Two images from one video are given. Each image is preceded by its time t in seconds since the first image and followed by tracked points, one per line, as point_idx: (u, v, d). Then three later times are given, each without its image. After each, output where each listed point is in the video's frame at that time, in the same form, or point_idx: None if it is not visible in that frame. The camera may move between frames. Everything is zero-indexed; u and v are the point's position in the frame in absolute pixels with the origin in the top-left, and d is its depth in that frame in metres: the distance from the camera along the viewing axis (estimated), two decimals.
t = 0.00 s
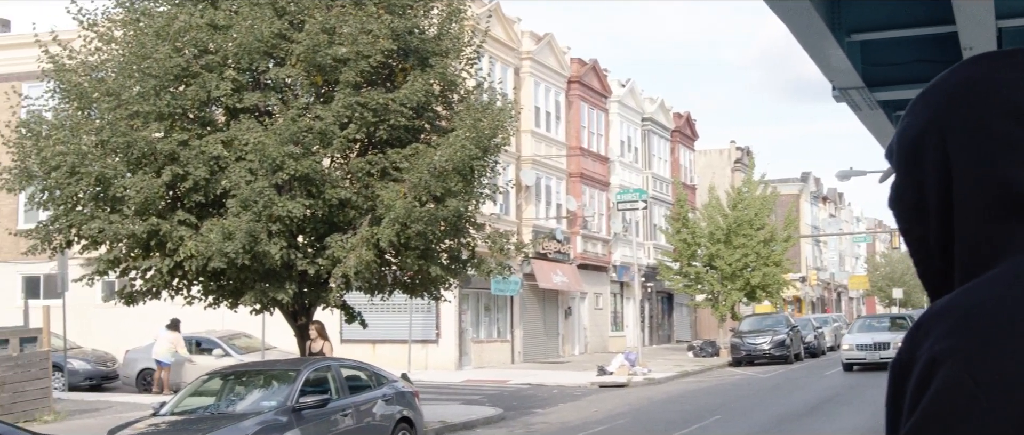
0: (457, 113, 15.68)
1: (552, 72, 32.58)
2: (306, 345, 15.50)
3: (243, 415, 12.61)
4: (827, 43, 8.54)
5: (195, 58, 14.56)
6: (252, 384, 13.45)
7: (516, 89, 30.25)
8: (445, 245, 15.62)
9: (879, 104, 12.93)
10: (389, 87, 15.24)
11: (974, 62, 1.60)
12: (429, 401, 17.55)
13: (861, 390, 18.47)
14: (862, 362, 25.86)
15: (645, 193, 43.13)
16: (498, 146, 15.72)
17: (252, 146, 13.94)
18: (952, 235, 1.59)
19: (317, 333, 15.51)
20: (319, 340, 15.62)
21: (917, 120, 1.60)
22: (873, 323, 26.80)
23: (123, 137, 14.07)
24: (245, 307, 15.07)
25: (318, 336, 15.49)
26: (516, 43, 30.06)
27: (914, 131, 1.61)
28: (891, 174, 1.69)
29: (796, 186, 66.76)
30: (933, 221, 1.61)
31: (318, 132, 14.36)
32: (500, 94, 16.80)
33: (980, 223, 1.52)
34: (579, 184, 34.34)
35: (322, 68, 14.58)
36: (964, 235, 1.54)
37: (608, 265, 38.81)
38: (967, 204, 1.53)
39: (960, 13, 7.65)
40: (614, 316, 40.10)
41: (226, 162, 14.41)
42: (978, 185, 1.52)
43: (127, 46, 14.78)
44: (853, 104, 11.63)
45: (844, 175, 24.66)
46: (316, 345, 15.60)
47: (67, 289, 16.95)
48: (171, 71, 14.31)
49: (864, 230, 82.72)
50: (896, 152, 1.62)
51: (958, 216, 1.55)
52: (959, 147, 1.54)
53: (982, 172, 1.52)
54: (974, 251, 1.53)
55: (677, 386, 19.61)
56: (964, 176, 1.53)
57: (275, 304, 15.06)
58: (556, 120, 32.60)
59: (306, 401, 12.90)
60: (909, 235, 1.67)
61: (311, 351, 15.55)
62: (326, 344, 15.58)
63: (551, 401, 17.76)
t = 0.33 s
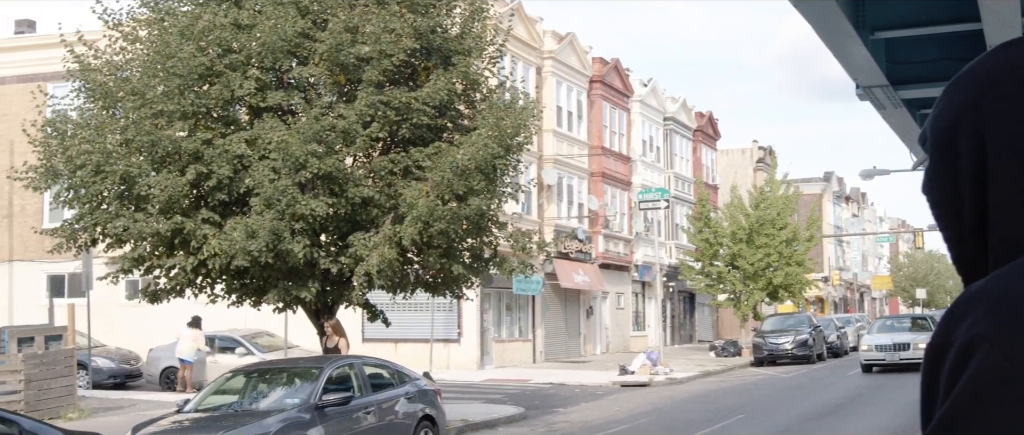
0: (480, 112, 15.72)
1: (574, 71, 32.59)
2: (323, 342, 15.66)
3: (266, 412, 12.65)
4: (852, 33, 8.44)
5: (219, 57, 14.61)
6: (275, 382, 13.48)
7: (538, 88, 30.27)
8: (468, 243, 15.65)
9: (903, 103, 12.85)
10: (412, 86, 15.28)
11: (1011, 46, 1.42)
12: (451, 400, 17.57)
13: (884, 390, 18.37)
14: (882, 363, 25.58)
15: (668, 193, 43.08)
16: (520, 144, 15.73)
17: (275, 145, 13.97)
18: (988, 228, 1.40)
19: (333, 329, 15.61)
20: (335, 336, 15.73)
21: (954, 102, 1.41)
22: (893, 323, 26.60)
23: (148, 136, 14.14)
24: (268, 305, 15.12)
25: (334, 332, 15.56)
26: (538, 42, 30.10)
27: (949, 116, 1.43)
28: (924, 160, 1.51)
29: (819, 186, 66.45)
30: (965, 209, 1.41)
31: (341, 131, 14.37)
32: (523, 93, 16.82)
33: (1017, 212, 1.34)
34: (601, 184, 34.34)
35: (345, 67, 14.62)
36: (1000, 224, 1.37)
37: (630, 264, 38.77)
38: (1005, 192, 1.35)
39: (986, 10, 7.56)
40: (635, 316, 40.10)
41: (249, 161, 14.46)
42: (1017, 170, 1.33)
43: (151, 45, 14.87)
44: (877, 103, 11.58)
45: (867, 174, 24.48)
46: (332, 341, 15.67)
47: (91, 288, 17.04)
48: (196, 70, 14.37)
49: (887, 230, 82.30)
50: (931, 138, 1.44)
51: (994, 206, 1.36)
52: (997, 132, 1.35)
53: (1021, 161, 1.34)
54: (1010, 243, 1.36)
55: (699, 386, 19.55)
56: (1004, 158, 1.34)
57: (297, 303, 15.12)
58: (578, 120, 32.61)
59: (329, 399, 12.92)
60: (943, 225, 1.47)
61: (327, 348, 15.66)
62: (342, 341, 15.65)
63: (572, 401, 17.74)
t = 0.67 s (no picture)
0: (500, 113, 15.76)
1: (593, 73, 32.64)
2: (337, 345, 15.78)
3: (288, 412, 12.68)
4: (871, 28, 8.43)
5: (241, 60, 14.69)
6: (298, 382, 13.51)
7: (557, 90, 30.31)
8: (489, 245, 15.67)
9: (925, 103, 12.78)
10: (432, 88, 15.33)
11: None
12: (471, 401, 17.58)
13: (907, 392, 18.26)
14: (899, 366, 25.29)
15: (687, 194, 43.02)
16: (540, 146, 15.74)
17: (297, 147, 14.00)
18: None
19: (347, 332, 15.73)
20: (348, 339, 15.89)
21: (984, 96, 1.34)
22: (911, 326, 26.47)
23: (170, 138, 14.21)
24: (289, 306, 15.18)
25: (348, 334, 15.75)
26: (558, 44, 30.15)
27: (981, 107, 1.36)
28: (960, 148, 1.45)
29: (839, 188, 66.10)
30: (1002, 202, 1.35)
31: (362, 132, 14.40)
32: (543, 94, 16.84)
33: None
34: (621, 186, 34.35)
35: (366, 69, 14.66)
36: None
37: (650, 266, 38.75)
38: None
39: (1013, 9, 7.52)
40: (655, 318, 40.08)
41: (270, 163, 14.52)
42: None
43: (173, 48, 14.97)
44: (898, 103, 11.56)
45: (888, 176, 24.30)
46: (345, 343, 15.82)
47: (114, 289, 17.13)
48: (218, 72, 14.45)
49: (908, 231, 81.96)
50: (965, 125, 1.37)
51: None
52: None
53: None
54: None
55: (720, 388, 19.48)
56: None
57: (319, 304, 15.16)
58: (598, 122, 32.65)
59: (351, 399, 12.94)
60: (981, 217, 1.41)
61: (341, 350, 15.77)
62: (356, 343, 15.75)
63: (592, 403, 17.72)
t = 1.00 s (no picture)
0: (525, 112, 15.77)
1: (618, 72, 32.62)
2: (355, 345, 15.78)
3: (315, 410, 12.70)
4: (896, 25, 8.46)
5: (266, 60, 14.75)
6: (324, 381, 13.53)
7: (582, 89, 30.32)
8: (514, 243, 15.69)
9: (952, 101, 12.70)
10: (457, 87, 15.35)
11: None
12: (496, 400, 17.61)
13: (935, 391, 18.14)
14: (923, 366, 24.99)
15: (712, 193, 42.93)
16: (565, 145, 15.72)
17: (323, 146, 13.99)
18: None
19: (364, 333, 15.75)
20: (366, 341, 15.88)
21: None
22: (936, 325, 26.24)
23: (197, 137, 14.26)
24: (315, 305, 15.25)
25: (365, 335, 15.78)
26: (582, 43, 30.19)
27: None
28: (1005, 136, 1.44)
29: (864, 187, 65.78)
30: None
31: (387, 131, 14.42)
32: (568, 93, 16.86)
33: None
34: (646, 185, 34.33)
35: (391, 68, 14.70)
36: None
37: (675, 265, 38.70)
38: None
39: None
40: (680, 318, 40.04)
41: (297, 162, 14.56)
42: None
43: (199, 48, 15.06)
44: (925, 100, 11.52)
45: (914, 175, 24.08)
46: (363, 345, 15.79)
47: (141, 288, 17.25)
48: (244, 72, 14.49)
49: (935, 229, 81.46)
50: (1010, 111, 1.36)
51: None
52: None
53: None
54: None
55: (746, 388, 19.43)
56: None
57: (345, 303, 15.21)
58: (622, 121, 32.64)
59: (377, 397, 12.95)
60: None
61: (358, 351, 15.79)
62: (374, 343, 15.74)
63: (617, 402, 17.72)
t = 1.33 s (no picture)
0: (550, 114, 15.79)
1: (642, 75, 32.66)
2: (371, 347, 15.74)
3: (343, 412, 12.72)
4: (925, 25, 8.53)
5: (293, 63, 14.82)
6: (351, 383, 13.53)
7: (607, 92, 30.38)
8: (540, 246, 15.70)
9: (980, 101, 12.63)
10: (483, 89, 15.38)
11: None
12: (523, 403, 17.64)
13: (965, 394, 18.00)
14: (947, 370, 24.72)
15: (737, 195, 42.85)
16: (591, 147, 15.72)
17: (349, 149, 14.01)
18: None
19: (381, 334, 15.55)
20: (382, 341, 15.82)
21: None
22: (961, 328, 25.99)
23: (224, 141, 14.28)
24: (342, 308, 15.30)
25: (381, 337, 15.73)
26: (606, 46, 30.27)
27: None
28: None
29: (891, 188, 65.40)
30: None
31: (413, 134, 14.45)
32: (593, 95, 16.89)
33: None
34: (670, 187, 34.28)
35: (417, 71, 14.75)
36: None
37: (700, 268, 38.63)
38: None
39: None
40: (705, 320, 39.96)
41: (323, 165, 14.62)
42: None
43: (226, 52, 15.15)
44: (953, 100, 11.51)
45: (941, 176, 23.87)
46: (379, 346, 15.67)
47: (168, 292, 17.35)
48: (271, 76, 14.55)
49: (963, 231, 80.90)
50: None
51: None
52: None
53: None
54: None
55: (773, 390, 19.36)
56: None
57: (371, 306, 15.26)
58: (646, 123, 32.65)
59: (405, 399, 12.95)
60: None
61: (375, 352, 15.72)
62: (390, 344, 15.56)
63: (643, 404, 17.71)
